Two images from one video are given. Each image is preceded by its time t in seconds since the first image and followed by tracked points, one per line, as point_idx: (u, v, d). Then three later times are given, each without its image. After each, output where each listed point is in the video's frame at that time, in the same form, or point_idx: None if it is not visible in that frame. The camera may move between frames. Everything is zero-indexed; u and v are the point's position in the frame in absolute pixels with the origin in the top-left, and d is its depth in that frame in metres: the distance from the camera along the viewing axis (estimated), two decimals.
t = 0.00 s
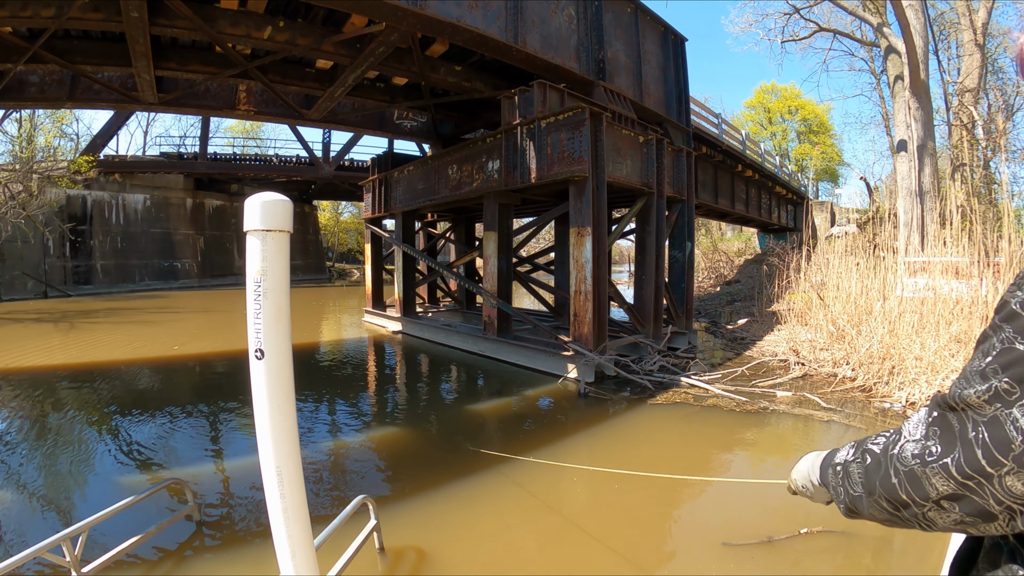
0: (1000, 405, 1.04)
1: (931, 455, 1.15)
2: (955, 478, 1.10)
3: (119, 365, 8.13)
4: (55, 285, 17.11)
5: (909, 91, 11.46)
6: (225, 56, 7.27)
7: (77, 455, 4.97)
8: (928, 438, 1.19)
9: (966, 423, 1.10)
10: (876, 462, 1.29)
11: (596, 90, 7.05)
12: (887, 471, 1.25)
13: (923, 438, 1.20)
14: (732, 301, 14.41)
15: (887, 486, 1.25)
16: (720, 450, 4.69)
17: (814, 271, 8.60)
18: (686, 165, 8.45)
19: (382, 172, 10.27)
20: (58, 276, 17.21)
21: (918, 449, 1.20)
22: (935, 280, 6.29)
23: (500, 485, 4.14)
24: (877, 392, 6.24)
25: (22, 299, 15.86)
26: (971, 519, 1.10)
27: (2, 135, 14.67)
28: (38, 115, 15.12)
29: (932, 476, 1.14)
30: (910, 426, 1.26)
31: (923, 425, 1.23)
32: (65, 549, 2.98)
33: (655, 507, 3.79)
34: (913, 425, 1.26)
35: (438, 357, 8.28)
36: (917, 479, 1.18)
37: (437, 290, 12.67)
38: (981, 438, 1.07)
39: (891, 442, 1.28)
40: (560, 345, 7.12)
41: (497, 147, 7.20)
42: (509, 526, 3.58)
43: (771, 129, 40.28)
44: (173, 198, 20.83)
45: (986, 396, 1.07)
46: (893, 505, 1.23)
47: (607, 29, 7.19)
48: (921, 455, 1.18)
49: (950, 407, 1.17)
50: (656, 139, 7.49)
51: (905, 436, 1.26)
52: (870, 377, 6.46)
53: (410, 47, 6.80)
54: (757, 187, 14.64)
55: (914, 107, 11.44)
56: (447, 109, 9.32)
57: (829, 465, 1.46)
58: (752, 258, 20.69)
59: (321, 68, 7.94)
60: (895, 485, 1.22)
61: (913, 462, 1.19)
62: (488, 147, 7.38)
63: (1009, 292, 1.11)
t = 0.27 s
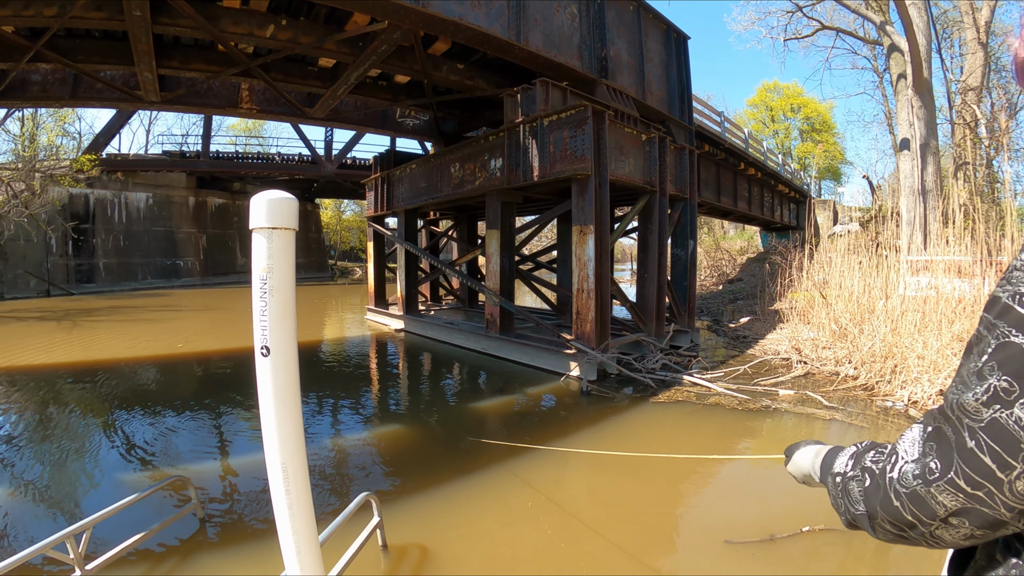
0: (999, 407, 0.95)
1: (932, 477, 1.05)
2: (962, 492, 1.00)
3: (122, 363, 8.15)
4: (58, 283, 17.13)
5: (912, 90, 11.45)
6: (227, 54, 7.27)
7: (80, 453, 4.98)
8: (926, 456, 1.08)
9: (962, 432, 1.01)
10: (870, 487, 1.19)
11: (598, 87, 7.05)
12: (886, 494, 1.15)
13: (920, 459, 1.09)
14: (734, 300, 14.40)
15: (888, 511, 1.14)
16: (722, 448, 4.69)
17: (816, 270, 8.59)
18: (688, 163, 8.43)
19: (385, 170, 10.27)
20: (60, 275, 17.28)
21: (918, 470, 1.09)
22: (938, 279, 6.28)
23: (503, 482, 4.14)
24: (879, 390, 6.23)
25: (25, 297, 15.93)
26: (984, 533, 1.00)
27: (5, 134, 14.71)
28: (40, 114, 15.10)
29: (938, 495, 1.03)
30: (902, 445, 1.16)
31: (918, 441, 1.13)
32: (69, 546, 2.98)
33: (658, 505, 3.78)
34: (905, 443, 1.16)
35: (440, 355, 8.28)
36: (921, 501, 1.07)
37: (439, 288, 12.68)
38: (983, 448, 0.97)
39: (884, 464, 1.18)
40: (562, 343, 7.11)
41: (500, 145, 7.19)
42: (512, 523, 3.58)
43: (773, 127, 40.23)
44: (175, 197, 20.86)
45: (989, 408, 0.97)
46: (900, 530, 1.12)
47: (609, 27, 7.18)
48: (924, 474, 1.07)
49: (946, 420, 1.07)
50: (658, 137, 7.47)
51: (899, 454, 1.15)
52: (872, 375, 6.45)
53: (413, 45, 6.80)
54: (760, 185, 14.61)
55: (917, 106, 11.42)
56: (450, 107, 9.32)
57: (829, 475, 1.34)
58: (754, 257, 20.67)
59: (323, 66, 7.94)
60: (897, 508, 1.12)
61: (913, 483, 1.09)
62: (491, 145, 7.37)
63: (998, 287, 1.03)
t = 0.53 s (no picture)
0: None
1: (987, 515, 1.31)
2: None
3: (125, 361, 8.16)
4: (61, 281, 17.14)
5: (915, 88, 11.42)
6: (230, 53, 7.28)
7: (84, 451, 4.99)
8: (976, 493, 1.35)
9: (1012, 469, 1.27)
10: (926, 530, 1.45)
11: (601, 85, 7.05)
12: (942, 537, 1.40)
13: (968, 496, 1.37)
14: (737, 298, 14.39)
15: (947, 552, 1.39)
16: (725, 446, 4.69)
17: (819, 268, 8.57)
18: (691, 161, 8.43)
19: (387, 168, 10.28)
20: (63, 273, 17.24)
21: (971, 507, 1.35)
22: (940, 278, 6.28)
23: (506, 479, 4.15)
24: (882, 389, 6.22)
25: (28, 296, 15.92)
26: None
27: (8, 133, 14.73)
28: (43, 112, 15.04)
29: (1003, 532, 1.27)
30: (950, 484, 1.43)
31: (964, 480, 1.40)
32: (72, 544, 2.99)
33: (660, 502, 3.79)
34: (953, 481, 1.43)
35: (442, 353, 8.29)
36: (982, 537, 1.31)
37: (441, 286, 12.68)
38: None
39: (937, 504, 1.44)
40: (565, 341, 7.10)
41: (502, 143, 7.19)
42: (515, 520, 3.59)
43: (776, 125, 40.15)
44: (178, 195, 20.88)
45: (1021, 442, 1.25)
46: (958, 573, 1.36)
47: (612, 26, 7.18)
48: (981, 512, 1.32)
49: (988, 463, 1.35)
50: (661, 135, 7.47)
51: (949, 494, 1.42)
52: (874, 374, 6.44)
53: (416, 42, 6.80)
54: (762, 183, 14.59)
55: (920, 104, 11.40)
56: (453, 105, 9.32)
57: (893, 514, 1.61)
58: (757, 255, 20.63)
59: (326, 64, 7.95)
60: (955, 551, 1.37)
61: (972, 520, 1.34)
62: (494, 143, 7.36)
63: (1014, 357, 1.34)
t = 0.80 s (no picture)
0: None
1: (1021, 517, 1.44)
2: None
3: (129, 359, 8.18)
4: (64, 280, 17.17)
5: (918, 87, 11.40)
6: (233, 51, 7.28)
7: (88, 449, 5.00)
8: (1009, 496, 1.48)
9: None
10: (960, 534, 1.58)
11: (603, 83, 7.05)
12: (979, 542, 1.52)
13: (1002, 498, 1.50)
14: (739, 296, 14.37)
15: (980, 556, 1.51)
16: (728, 444, 4.70)
17: (821, 267, 8.56)
18: (694, 159, 8.42)
19: (390, 165, 10.29)
20: (66, 271, 17.31)
21: (1006, 510, 1.48)
22: (943, 277, 6.28)
23: (509, 477, 4.15)
24: (884, 387, 6.22)
25: (31, 294, 15.97)
26: None
27: (10, 132, 14.76)
28: (45, 112, 15.10)
29: None
30: (982, 488, 1.57)
31: (997, 483, 1.54)
32: (78, 540, 3.00)
33: (663, 500, 3.79)
34: (986, 484, 1.56)
35: (445, 351, 8.30)
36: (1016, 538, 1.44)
37: (444, 284, 12.69)
38: None
39: (970, 508, 1.57)
40: (568, 338, 7.10)
41: (505, 141, 7.18)
42: (518, 518, 3.59)
43: (778, 123, 40.11)
44: (180, 193, 20.91)
45: None
46: None
47: (615, 23, 7.17)
48: (1016, 513, 1.45)
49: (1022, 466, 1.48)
50: (664, 133, 7.46)
51: (983, 498, 1.55)
52: (877, 372, 6.44)
53: (418, 40, 6.80)
54: (765, 181, 14.57)
55: (923, 102, 11.38)
56: (455, 103, 9.32)
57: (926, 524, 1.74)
58: (759, 253, 20.63)
59: (328, 62, 7.95)
60: (990, 555, 1.49)
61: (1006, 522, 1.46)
62: (496, 141, 7.36)
63: None
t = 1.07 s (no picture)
0: None
1: None
2: None
3: (131, 356, 8.19)
4: (66, 277, 17.16)
5: (921, 84, 11.38)
6: (235, 48, 7.27)
7: (90, 446, 5.01)
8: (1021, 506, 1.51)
9: None
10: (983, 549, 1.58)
11: (606, 80, 7.04)
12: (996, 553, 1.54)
13: (1012, 508, 1.52)
14: (742, 293, 14.36)
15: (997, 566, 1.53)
16: (730, 441, 4.70)
17: (824, 264, 8.54)
18: (697, 156, 8.41)
19: (392, 162, 10.28)
20: (68, 268, 17.31)
21: (1017, 519, 1.50)
22: (945, 275, 6.27)
23: (511, 473, 4.16)
24: (886, 384, 6.21)
25: (34, 291, 15.98)
26: None
27: (12, 129, 14.77)
28: (47, 109, 15.14)
29: None
30: (991, 498, 1.59)
31: (1006, 492, 1.56)
32: (83, 535, 3.02)
33: (665, 496, 3.80)
34: (995, 492, 1.59)
35: (447, 347, 8.31)
36: None
37: (446, 280, 12.69)
38: None
39: (982, 518, 1.60)
40: (570, 335, 7.10)
41: (508, 138, 7.18)
42: (521, 514, 3.60)
43: (781, 120, 40.02)
44: (183, 189, 20.93)
45: None
46: None
47: (617, 20, 7.15)
48: None
49: None
50: (667, 130, 7.45)
51: (993, 508, 1.58)
52: (879, 369, 6.43)
53: (420, 37, 6.79)
54: (768, 178, 14.54)
55: (926, 99, 11.35)
56: (457, 100, 9.31)
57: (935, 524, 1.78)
58: (761, 250, 20.62)
59: (330, 59, 7.94)
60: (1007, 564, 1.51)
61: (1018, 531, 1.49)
62: (499, 138, 7.35)
63: None
